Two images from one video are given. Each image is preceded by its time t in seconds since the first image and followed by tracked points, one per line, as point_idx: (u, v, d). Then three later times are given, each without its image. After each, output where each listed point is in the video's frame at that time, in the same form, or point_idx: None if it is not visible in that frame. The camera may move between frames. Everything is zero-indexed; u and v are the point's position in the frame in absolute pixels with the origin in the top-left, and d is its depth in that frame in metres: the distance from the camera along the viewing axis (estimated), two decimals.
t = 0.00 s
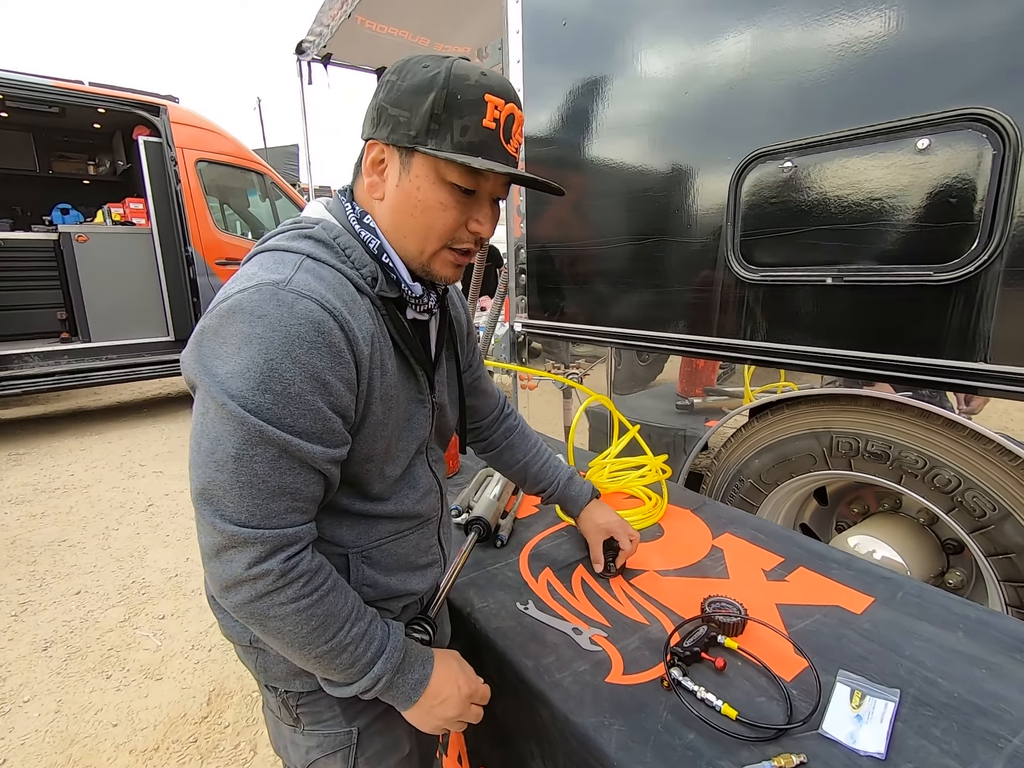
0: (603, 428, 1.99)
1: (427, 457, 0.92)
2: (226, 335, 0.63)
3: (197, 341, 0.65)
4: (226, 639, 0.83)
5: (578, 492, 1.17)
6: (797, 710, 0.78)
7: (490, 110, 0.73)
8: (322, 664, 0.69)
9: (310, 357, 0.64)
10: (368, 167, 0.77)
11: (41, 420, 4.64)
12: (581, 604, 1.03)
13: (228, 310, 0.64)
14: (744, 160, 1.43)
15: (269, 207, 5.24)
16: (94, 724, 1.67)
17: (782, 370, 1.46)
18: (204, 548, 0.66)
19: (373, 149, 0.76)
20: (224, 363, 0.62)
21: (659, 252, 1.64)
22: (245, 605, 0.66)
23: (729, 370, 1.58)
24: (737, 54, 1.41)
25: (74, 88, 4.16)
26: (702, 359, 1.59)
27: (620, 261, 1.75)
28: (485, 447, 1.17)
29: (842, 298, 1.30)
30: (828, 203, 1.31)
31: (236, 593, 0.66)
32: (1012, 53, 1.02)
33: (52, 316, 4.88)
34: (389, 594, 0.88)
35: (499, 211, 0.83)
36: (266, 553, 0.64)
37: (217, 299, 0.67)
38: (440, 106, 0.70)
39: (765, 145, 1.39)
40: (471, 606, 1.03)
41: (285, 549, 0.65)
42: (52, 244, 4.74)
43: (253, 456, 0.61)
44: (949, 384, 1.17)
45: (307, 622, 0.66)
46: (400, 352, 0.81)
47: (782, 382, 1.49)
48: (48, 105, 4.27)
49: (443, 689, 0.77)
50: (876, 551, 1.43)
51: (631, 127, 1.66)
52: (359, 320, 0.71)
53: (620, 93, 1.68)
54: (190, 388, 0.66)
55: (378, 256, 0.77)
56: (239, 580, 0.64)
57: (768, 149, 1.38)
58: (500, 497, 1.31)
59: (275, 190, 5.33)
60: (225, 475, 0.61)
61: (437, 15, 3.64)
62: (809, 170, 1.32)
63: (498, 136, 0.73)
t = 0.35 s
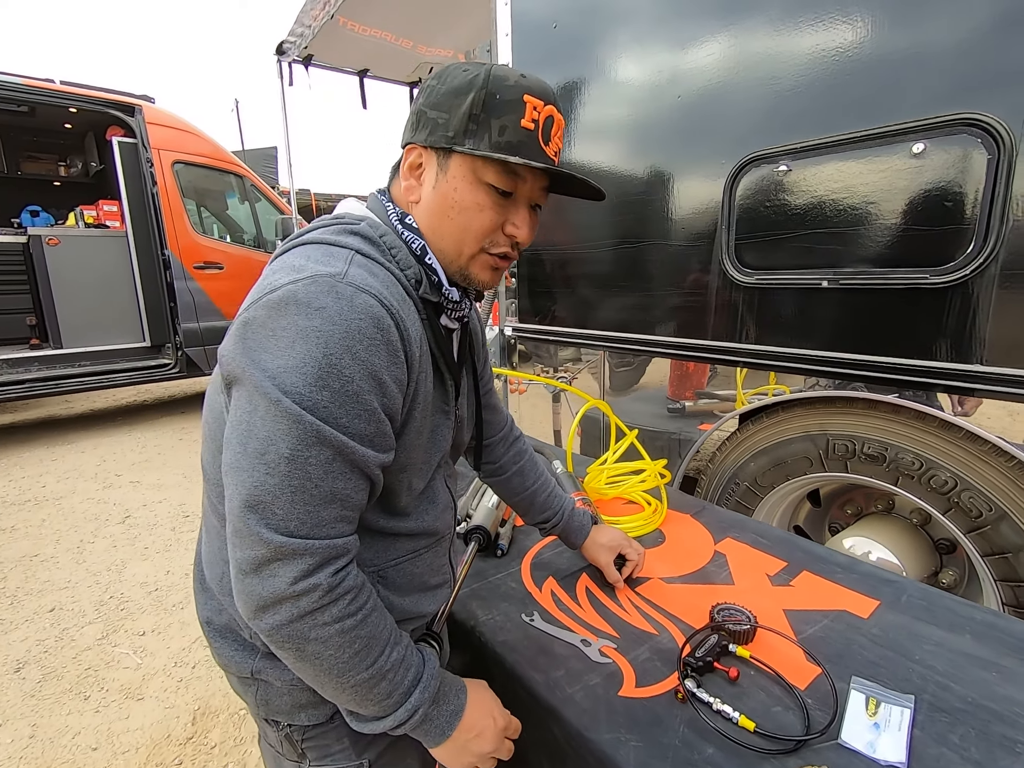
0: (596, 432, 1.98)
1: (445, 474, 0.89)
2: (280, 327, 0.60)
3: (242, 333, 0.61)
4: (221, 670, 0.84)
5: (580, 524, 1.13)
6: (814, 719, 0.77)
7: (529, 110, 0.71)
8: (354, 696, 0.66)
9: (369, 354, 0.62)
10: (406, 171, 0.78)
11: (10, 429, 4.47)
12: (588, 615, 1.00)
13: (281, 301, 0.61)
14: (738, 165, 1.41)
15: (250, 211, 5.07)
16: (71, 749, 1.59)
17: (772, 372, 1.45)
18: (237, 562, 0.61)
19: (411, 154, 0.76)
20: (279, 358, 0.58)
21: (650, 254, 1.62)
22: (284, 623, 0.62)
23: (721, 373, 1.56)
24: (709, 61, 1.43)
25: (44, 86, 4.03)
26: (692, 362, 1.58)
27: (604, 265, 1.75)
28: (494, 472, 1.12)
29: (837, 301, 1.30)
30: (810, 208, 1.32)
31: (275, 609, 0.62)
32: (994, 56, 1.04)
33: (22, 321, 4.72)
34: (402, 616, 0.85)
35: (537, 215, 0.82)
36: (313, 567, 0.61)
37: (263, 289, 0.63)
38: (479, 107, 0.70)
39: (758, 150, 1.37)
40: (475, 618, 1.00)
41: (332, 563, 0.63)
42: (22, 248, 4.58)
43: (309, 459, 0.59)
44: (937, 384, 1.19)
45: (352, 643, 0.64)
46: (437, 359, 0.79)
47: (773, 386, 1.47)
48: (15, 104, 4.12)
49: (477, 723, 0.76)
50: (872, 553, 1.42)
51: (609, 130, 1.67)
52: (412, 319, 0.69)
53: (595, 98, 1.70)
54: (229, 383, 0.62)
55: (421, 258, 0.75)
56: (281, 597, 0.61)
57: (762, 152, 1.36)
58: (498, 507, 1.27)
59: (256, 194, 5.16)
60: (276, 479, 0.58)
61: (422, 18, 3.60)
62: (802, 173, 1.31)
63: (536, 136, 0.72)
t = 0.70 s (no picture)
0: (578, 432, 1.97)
1: (452, 478, 0.88)
2: (327, 339, 0.57)
3: (281, 343, 0.58)
4: (216, 694, 0.81)
5: (570, 523, 1.12)
6: (808, 710, 0.78)
7: (562, 123, 0.72)
8: (413, 713, 0.65)
9: (419, 363, 0.61)
10: (429, 172, 0.76)
11: None
12: (580, 614, 1.00)
13: (324, 310, 0.58)
14: (718, 164, 1.41)
15: (217, 212, 4.87)
16: None
17: (749, 369, 1.47)
18: (289, 590, 0.59)
19: (437, 156, 0.75)
20: (330, 372, 0.56)
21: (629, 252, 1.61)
22: (344, 647, 0.60)
23: (701, 370, 1.57)
24: (679, 64, 1.44)
25: None
26: (671, 359, 1.59)
27: (583, 264, 1.74)
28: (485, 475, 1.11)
29: (816, 298, 1.31)
30: (784, 206, 1.33)
31: (333, 633, 0.60)
32: (956, 55, 1.06)
33: None
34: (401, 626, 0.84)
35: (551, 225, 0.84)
36: (371, 585, 0.60)
37: (295, 295, 0.59)
38: (515, 116, 0.70)
39: (737, 149, 1.37)
40: (467, 623, 0.98)
41: (388, 580, 0.63)
42: None
43: (367, 474, 0.58)
44: (912, 377, 1.20)
45: (410, 658, 0.64)
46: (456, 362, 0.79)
47: (750, 382, 1.50)
48: None
49: (520, 720, 0.74)
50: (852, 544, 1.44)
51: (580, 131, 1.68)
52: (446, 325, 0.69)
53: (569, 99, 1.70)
54: (268, 398, 0.58)
55: (443, 263, 0.74)
56: (342, 620, 0.59)
57: (741, 151, 1.36)
58: (485, 508, 1.26)
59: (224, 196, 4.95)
60: (335, 499, 0.56)
61: (396, 16, 3.56)
62: (779, 173, 1.31)
63: (567, 150, 0.73)
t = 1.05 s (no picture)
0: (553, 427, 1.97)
1: (422, 471, 0.87)
2: (266, 337, 0.55)
3: (218, 343, 0.56)
4: (181, 698, 0.78)
5: (542, 498, 1.16)
6: (781, 692, 0.79)
7: (556, 144, 0.75)
8: (373, 719, 0.64)
9: (366, 359, 0.59)
10: (416, 173, 0.71)
11: None
12: (557, 607, 1.00)
13: (262, 307, 0.56)
14: (688, 159, 1.42)
15: (179, 208, 4.82)
16: None
17: (719, 363, 1.49)
18: (235, 598, 0.57)
19: (427, 156, 0.70)
20: (269, 372, 0.54)
21: (600, 248, 1.62)
22: (293, 657, 0.59)
23: (671, 364, 1.58)
24: (650, 60, 1.45)
25: None
26: (642, 354, 1.60)
27: (555, 260, 1.74)
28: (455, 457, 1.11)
29: (782, 292, 1.33)
30: (748, 202, 1.36)
31: (282, 642, 0.58)
32: (911, 58, 1.10)
33: None
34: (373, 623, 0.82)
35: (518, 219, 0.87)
36: (321, 593, 0.59)
37: (234, 292, 0.58)
38: (519, 137, 0.70)
39: (707, 144, 1.38)
40: (443, 619, 0.97)
41: (340, 587, 0.61)
42: None
43: (310, 478, 0.56)
44: (871, 368, 1.24)
45: (368, 665, 0.62)
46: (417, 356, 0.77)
47: (720, 375, 1.51)
48: None
49: (491, 721, 0.74)
50: (818, 532, 1.47)
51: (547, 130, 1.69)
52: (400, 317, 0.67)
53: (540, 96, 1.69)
54: (205, 399, 0.56)
55: (403, 256, 0.73)
56: (290, 629, 0.57)
57: (710, 148, 1.38)
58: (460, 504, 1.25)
59: (186, 193, 4.85)
60: (276, 505, 0.55)
61: (363, 9, 3.49)
62: (746, 171, 1.33)
63: (555, 171, 0.76)
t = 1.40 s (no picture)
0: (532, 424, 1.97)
1: (385, 465, 0.85)
2: (165, 316, 0.53)
3: (120, 325, 0.55)
4: (140, 704, 0.75)
5: (524, 485, 1.13)
6: (763, 682, 0.80)
7: (500, 122, 0.72)
8: (273, 743, 0.59)
9: (275, 340, 0.56)
10: (353, 159, 0.68)
11: None
12: (540, 604, 0.99)
13: (164, 287, 0.54)
14: (665, 154, 1.42)
15: (144, 204, 4.71)
16: None
17: (695, 357, 1.50)
18: (131, 593, 0.55)
19: (362, 141, 0.67)
20: (165, 351, 0.52)
21: (577, 244, 1.61)
22: (187, 660, 0.55)
23: (648, 361, 1.60)
24: (627, 55, 1.44)
25: None
26: (621, 350, 1.61)
27: (532, 256, 1.73)
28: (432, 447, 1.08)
29: (757, 287, 1.34)
30: (722, 198, 1.37)
31: (177, 643, 0.55)
32: (878, 57, 1.12)
33: None
34: (342, 623, 0.80)
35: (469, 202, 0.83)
36: (219, 593, 0.55)
37: (144, 275, 0.57)
38: (459, 116, 0.67)
39: (683, 140, 1.39)
40: (425, 619, 0.96)
41: (245, 588, 0.57)
42: None
43: (206, 465, 0.52)
44: (839, 360, 1.26)
45: (268, 684, 0.57)
46: (364, 345, 0.74)
47: (697, 370, 1.54)
48: None
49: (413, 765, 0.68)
50: (794, 523, 1.51)
51: (519, 129, 1.68)
52: (326, 301, 0.64)
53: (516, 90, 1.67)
54: (105, 383, 0.55)
55: (341, 238, 0.71)
56: (184, 629, 0.54)
57: (686, 144, 1.38)
58: (441, 503, 1.23)
59: (151, 188, 4.79)
60: (167, 493, 0.52)
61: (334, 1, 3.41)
62: (722, 167, 1.34)
63: (501, 151, 0.73)
